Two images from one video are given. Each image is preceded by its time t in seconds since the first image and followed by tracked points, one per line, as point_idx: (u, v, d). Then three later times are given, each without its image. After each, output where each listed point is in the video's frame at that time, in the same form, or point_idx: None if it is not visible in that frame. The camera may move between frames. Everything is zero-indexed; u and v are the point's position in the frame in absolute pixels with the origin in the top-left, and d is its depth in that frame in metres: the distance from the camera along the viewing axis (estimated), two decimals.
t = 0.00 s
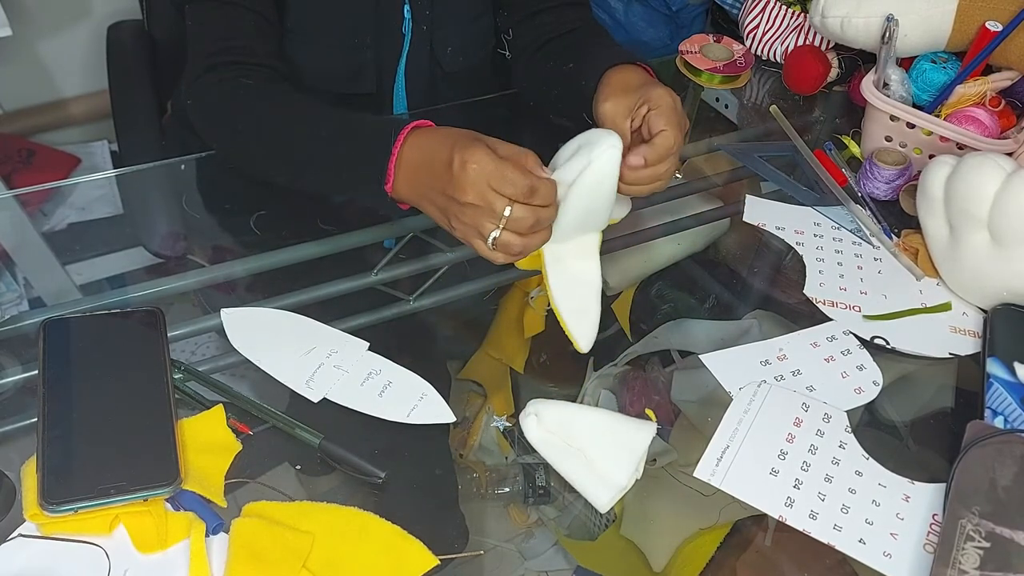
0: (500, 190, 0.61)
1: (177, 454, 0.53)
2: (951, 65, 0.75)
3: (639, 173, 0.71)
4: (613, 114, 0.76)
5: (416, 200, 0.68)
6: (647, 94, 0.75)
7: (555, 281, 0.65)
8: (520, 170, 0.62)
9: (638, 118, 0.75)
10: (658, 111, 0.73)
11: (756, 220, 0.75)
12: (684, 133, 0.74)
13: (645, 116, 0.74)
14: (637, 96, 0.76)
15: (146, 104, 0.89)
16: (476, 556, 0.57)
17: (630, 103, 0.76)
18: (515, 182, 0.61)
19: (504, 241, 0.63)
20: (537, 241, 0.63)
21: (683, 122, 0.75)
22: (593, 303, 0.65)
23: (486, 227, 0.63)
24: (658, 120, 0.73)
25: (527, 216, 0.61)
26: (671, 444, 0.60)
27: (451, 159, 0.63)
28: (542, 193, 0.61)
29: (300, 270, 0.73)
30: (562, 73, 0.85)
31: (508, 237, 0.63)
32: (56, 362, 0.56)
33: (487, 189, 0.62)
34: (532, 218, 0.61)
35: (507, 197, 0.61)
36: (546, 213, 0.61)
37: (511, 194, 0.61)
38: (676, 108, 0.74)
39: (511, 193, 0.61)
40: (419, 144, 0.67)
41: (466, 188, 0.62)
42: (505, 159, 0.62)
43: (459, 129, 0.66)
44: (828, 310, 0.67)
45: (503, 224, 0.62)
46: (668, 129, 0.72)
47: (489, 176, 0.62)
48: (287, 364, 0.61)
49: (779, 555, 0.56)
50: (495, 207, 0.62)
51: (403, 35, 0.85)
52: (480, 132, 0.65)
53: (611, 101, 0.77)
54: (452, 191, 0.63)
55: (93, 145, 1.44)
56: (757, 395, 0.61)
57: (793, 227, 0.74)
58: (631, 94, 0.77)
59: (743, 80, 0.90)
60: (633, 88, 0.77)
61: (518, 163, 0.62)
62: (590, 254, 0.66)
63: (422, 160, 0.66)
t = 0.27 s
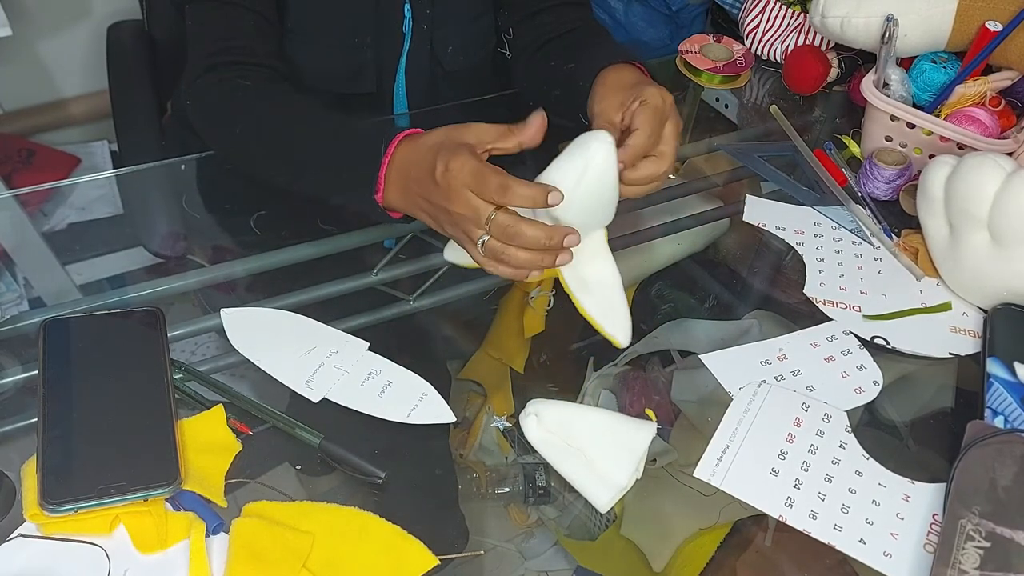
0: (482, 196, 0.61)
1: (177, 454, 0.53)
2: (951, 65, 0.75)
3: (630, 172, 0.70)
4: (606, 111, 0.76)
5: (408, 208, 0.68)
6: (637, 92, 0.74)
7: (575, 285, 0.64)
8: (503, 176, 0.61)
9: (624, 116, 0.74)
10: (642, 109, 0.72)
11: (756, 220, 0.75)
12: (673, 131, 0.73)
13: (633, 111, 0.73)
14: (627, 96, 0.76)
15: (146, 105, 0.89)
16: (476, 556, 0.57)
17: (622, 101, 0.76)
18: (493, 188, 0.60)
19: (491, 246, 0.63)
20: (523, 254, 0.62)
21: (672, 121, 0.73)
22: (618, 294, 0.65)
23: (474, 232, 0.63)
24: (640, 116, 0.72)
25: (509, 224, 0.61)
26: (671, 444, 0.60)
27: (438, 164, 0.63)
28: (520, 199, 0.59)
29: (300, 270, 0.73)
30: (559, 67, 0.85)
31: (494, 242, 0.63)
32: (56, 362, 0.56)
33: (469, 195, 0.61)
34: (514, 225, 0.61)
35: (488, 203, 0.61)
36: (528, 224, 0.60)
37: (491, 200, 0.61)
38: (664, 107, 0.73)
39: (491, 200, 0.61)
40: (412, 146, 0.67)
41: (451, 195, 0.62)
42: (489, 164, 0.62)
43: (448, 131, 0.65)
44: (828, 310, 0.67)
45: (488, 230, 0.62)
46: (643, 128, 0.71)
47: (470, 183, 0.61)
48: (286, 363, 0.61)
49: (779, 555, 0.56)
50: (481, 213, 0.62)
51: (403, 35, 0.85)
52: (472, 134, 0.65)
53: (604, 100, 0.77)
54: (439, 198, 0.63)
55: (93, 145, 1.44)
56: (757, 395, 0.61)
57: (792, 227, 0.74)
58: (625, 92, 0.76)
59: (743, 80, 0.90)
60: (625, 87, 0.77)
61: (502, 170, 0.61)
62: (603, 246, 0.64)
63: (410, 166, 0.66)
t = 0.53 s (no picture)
0: (490, 194, 0.61)
1: (177, 454, 0.53)
2: (951, 65, 0.75)
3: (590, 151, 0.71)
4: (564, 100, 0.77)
5: (412, 212, 0.68)
6: (600, 82, 0.77)
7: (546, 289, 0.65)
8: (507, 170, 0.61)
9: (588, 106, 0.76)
10: (608, 97, 0.75)
11: (756, 220, 0.75)
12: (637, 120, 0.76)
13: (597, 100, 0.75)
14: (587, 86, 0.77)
15: (146, 105, 0.89)
16: (475, 556, 0.57)
17: (582, 91, 0.77)
18: (499, 186, 0.60)
19: (508, 241, 0.63)
20: (542, 239, 0.62)
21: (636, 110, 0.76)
22: (578, 279, 0.65)
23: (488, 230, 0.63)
24: (607, 102, 0.74)
25: (523, 214, 0.61)
26: (670, 444, 0.60)
27: (439, 169, 0.63)
28: (530, 193, 0.60)
29: (300, 270, 0.73)
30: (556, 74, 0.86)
31: (511, 237, 0.62)
32: (55, 362, 0.56)
33: (476, 194, 0.61)
34: (529, 215, 0.61)
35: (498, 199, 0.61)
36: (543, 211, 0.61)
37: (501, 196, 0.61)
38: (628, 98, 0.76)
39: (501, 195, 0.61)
40: (410, 152, 0.67)
41: (457, 198, 0.62)
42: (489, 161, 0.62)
43: (446, 133, 0.66)
44: (828, 310, 0.67)
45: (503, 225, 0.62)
46: (614, 111, 0.73)
47: (475, 182, 0.61)
48: (287, 364, 0.61)
49: (778, 555, 0.56)
50: (492, 212, 0.62)
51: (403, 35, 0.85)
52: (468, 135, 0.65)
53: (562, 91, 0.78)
54: (445, 203, 0.63)
55: (93, 145, 1.44)
56: (757, 395, 0.61)
57: (792, 227, 0.74)
58: (587, 82, 0.78)
59: (743, 80, 0.90)
60: (590, 78, 0.79)
61: (503, 164, 0.61)
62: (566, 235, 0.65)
63: (409, 172, 0.66)
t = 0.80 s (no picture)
0: (486, 207, 0.61)
1: (177, 454, 0.53)
2: (951, 65, 0.75)
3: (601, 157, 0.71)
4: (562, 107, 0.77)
5: (414, 217, 0.68)
6: (597, 86, 0.77)
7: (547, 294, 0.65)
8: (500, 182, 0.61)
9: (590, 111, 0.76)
10: (613, 102, 0.75)
11: (756, 220, 0.75)
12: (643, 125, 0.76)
13: (600, 106, 0.76)
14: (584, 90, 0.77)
15: (145, 105, 0.89)
16: (476, 556, 0.57)
17: (579, 96, 0.77)
18: (495, 199, 0.60)
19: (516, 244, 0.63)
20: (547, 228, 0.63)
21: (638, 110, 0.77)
22: (577, 281, 0.65)
23: (494, 238, 0.63)
24: (614, 106, 0.75)
25: (524, 221, 0.61)
26: (670, 444, 0.60)
27: (435, 183, 0.63)
28: (526, 204, 0.60)
29: (301, 270, 0.73)
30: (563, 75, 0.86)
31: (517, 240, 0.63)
32: (55, 362, 0.56)
33: (472, 207, 0.61)
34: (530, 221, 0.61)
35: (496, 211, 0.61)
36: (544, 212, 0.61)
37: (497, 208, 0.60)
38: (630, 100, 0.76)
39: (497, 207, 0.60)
40: (410, 160, 0.66)
41: (456, 211, 0.62)
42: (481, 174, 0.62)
43: (442, 143, 0.65)
44: (828, 310, 0.67)
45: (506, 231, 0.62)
46: (626, 114, 0.74)
47: (470, 198, 0.61)
48: (287, 364, 0.61)
49: (778, 555, 0.56)
50: (491, 222, 0.62)
51: (403, 35, 0.85)
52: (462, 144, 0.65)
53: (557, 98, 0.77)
54: (447, 217, 0.63)
55: (92, 145, 1.44)
56: (757, 395, 0.61)
57: (792, 226, 0.74)
58: (584, 86, 0.78)
59: (743, 81, 0.90)
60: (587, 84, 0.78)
61: (498, 177, 0.61)
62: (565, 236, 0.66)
63: (408, 181, 0.66)
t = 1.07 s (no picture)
0: (485, 203, 0.61)
1: (177, 454, 0.53)
2: (951, 65, 0.75)
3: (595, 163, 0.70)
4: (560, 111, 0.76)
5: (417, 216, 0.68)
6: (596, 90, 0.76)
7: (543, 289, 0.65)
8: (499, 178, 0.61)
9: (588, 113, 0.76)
10: (611, 106, 0.74)
11: (756, 220, 0.75)
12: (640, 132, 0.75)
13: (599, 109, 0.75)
14: (583, 94, 0.77)
15: (145, 105, 0.89)
16: (476, 556, 0.57)
17: (577, 100, 0.77)
18: (495, 195, 0.60)
19: (518, 237, 0.63)
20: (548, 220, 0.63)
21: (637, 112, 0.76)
22: (572, 278, 0.65)
23: (494, 234, 0.63)
24: (612, 111, 0.74)
25: (526, 214, 0.61)
26: (670, 444, 0.60)
27: (434, 185, 0.63)
28: (528, 196, 0.60)
29: (301, 270, 0.73)
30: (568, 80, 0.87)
31: (518, 234, 0.63)
32: (55, 362, 0.56)
33: (472, 204, 0.61)
34: (531, 214, 0.61)
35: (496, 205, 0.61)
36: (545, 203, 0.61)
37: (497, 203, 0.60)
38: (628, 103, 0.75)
39: (496, 202, 0.60)
40: (408, 165, 0.67)
41: (456, 211, 0.62)
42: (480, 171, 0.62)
43: (439, 145, 0.65)
44: (828, 310, 0.67)
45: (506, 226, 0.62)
46: (625, 119, 0.73)
47: (470, 194, 0.61)
48: (287, 364, 0.61)
49: (779, 555, 0.56)
50: (491, 219, 0.61)
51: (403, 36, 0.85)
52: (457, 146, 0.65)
53: (556, 101, 0.77)
54: (447, 216, 0.63)
55: (92, 145, 1.44)
56: (757, 395, 0.61)
57: (792, 226, 0.74)
58: (583, 90, 0.78)
59: (743, 81, 0.90)
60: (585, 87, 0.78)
61: (498, 174, 0.61)
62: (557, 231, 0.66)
63: (409, 183, 0.66)
